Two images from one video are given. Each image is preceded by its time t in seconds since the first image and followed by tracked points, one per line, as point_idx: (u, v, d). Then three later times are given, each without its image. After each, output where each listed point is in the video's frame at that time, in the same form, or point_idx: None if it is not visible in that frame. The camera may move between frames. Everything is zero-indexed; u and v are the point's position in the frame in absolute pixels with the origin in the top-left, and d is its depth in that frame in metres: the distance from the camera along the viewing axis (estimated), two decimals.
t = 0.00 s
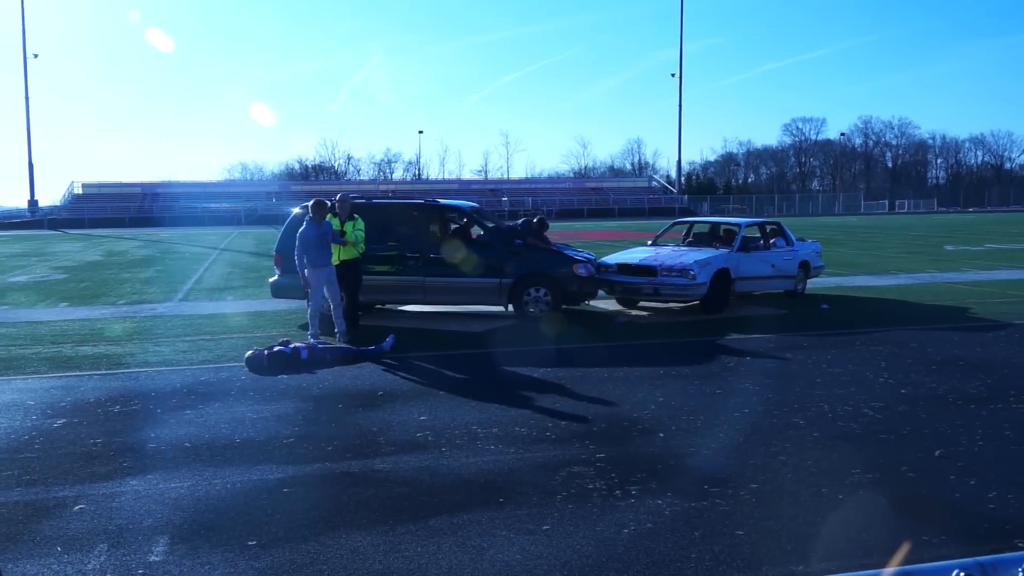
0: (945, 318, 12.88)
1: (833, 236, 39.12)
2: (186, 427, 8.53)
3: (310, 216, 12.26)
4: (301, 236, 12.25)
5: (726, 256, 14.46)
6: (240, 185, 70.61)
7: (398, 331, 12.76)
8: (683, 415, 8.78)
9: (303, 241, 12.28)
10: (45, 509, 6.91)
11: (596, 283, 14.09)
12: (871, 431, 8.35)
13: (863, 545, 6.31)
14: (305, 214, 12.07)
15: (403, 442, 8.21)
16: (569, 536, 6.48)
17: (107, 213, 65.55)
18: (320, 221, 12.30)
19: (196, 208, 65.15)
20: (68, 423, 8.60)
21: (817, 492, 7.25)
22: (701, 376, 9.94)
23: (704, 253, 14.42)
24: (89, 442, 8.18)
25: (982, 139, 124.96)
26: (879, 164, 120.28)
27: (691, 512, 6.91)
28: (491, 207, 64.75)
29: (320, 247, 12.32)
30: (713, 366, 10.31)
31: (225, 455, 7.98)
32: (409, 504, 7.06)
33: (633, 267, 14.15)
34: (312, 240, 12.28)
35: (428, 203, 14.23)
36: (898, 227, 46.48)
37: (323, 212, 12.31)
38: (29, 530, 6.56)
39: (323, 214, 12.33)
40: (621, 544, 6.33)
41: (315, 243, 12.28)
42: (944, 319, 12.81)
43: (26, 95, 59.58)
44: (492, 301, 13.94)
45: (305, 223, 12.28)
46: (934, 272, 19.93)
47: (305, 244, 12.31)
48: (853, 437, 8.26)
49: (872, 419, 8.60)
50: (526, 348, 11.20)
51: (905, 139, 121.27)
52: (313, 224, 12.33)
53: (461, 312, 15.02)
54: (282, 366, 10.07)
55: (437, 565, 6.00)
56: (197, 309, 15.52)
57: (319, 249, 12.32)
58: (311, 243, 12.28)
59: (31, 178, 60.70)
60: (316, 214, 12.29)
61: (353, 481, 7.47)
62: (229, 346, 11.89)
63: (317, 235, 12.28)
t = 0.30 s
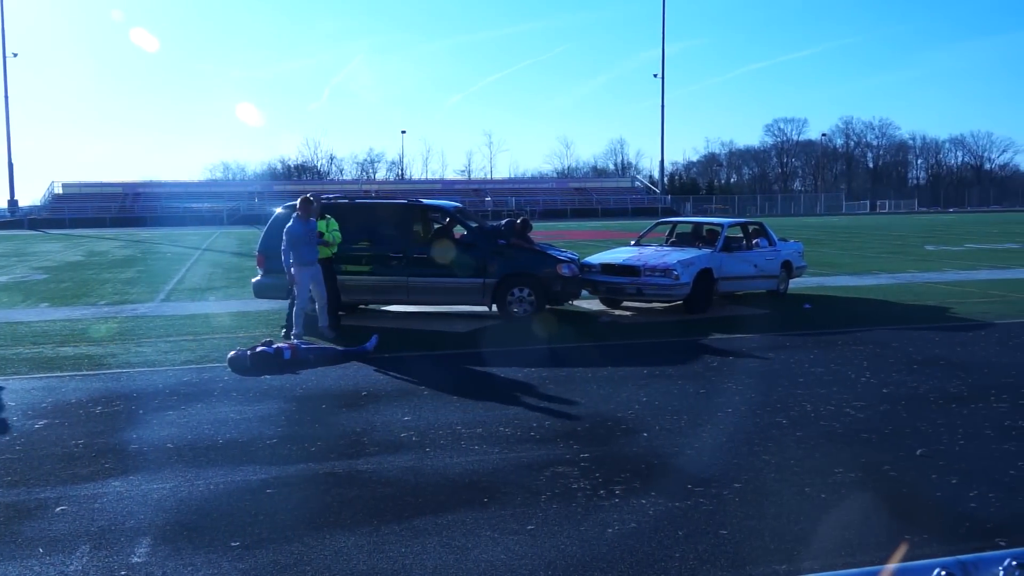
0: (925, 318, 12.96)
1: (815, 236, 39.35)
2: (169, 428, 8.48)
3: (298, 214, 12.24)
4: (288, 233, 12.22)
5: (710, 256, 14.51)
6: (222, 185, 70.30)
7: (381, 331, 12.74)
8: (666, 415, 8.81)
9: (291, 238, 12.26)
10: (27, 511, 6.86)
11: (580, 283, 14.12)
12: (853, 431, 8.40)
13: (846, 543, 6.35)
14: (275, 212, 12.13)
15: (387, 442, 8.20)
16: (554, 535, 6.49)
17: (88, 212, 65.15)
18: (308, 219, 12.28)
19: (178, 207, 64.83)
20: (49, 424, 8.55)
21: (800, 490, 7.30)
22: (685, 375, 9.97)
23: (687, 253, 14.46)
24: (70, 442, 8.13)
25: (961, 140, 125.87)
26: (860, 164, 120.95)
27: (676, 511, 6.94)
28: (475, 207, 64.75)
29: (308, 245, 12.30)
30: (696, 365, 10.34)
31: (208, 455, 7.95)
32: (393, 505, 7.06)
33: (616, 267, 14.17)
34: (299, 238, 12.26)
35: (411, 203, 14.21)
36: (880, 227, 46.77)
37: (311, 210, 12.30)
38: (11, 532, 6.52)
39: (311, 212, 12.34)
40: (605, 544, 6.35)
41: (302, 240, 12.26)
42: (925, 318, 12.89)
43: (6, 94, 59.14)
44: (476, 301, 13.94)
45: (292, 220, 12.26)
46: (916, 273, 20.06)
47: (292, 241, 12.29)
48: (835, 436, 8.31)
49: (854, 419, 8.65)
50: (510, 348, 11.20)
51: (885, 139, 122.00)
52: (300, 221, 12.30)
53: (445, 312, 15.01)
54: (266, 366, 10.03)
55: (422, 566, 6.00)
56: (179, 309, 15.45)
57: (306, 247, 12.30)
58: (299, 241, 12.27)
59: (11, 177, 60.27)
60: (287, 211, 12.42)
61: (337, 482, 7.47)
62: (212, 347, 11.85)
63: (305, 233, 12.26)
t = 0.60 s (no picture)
0: (926, 317, 12.95)
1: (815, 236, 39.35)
2: (169, 428, 8.48)
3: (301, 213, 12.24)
4: (291, 233, 12.22)
5: (710, 256, 14.50)
6: (222, 185, 70.25)
7: (381, 331, 12.74)
8: (666, 415, 8.80)
9: (293, 238, 12.26)
10: (27, 510, 6.86)
11: (581, 282, 14.12)
12: (854, 431, 8.40)
13: (847, 543, 6.35)
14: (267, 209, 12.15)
15: (387, 442, 8.20)
16: (554, 535, 6.49)
17: (88, 211, 65.14)
18: (311, 219, 12.28)
19: (178, 207, 64.83)
20: (50, 423, 8.54)
21: (800, 490, 7.30)
22: (685, 375, 9.96)
23: (688, 252, 14.45)
24: (71, 442, 8.13)
25: (962, 139, 125.79)
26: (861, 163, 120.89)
27: (676, 511, 6.94)
28: (476, 207, 64.73)
29: (311, 245, 12.31)
30: (697, 365, 10.33)
31: (208, 455, 7.94)
32: (394, 504, 7.06)
33: (617, 266, 14.16)
34: (302, 237, 12.26)
35: (411, 202, 14.20)
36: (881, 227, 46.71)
37: (314, 210, 12.30)
38: (11, 531, 6.52)
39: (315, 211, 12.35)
40: (605, 544, 6.34)
41: (305, 240, 12.27)
42: (925, 318, 12.89)
43: (6, 94, 59.06)
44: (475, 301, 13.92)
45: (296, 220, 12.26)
46: (917, 272, 20.05)
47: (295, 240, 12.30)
48: (836, 436, 8.31)
49: (854, 418, 8.64)
50: (510, 348, 11.19)
51: (886, 139, 121.94)
52: (303, 221, 12.31)
53: (445, 312, 15.00)
54: (266, 366, 10.02)
55: (422, 565, 6.00)
56: (180, 308, 15.44)
57: (309, 247, 12.31)
58: (302, 240, 12.26)
59: (11, 177, 60.23)
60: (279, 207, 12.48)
61: (338, 482, 7.47)
62: (212, 347, 11.84)
63: (308, 233, 12.26)
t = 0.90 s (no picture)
0: (926, 317, 12.95)
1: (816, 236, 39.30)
2: (169, 428, 8.46)
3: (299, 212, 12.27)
4: (289, 231, 12.24)
5: (710, 255, 14.49)
6: (222, 186, 70.23)
7: (381, 330, 12.73)
8: (666, 415, 8.79)
9: (291, 236, 12.28)
10: (27, 510, 6.86)
11: (581, 282, 14.11)
12: (854, 431, 8.40)
13: (846, 543, 6.36)
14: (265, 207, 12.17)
15: (387, 442, 8.20)
16: (554, 535, 6.49)
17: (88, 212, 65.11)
18: (310, 217, 12.31)
19: (178, 207, 64.80)
20: (50, 423, 8.53)
21: (800, 490, 7.31)
22: (685, 375, 9.96)
23: (688, 252, 14.45)
24: (70, 442, 8.12)
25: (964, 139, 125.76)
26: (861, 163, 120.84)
27: (675, 511, 6.95)
28: (476, 207, 64.70)
29: (309, 243, 12.33)
30: (697, 365, 10.32)
31: (208, 455, 7.94)
32: (394, 504, 7.07)
33: (617, 266, 14.16)
34: (300, 236, 12.28)
35: (411, 203, 14.19)
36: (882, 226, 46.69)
37: (312, 209, 12.33)
38: (12, 532, 6.52)
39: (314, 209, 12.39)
40: (605, 544, 6.34)
41: (303, 239, 12.28)
42: (925, 318, 12.88)
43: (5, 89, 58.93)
44: (475, 301, 13.92)
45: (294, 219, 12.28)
46: (917, 272, 20.05)
47: (293, 239, 12.31)
48: (835, 436, 8.30)
49: (854, 418, 8.64)
50: (510, 348, 11.18)
51: (886, 139, 121.89)
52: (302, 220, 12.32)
53: (445, 312, 15.00)
54: (266, 366, 10.00)
55: (422, 565, 6.01)
56: (180, 309, 15.43)
57: (307, 246, 12.32)
58: (300, 239, 12.28)
59: (11, 177, 60.19)
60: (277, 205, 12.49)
61: (338, 482, 7.48)
62: (212, 347, 11.84)
63: (307, 232, 12.28)
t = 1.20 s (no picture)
0: (926, 317, 12.95)
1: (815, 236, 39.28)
2: (169, 427, 8.44)
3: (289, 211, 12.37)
4: (279, 230, 12.34)
5: (711, 255, 14.49)
6: (222, 186, 70.19)
7: (380, 330, 12.74)
8: (666, 415, 8.78)
9: (281, 235, 12.37)
10: (27, 510, 6.86)
11: (581, 282, 14.11)
12: (855, 431, 8.39)
13: (847, 543, 6.36)
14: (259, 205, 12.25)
15: (387, 442, 8.19)
16: (555, 535, 6.49)
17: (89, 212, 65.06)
18: (300, 215, 12.40)
19: (178, 207, 64.75)
20: (50, 424, 8.53)
21: (800, 490, 7.31)
22: (685, 375, 9.95)
23: (689, 252, 14.44)
24: (70, 442, 8.12)
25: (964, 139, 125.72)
26: (861, 163, 120.78)
27: (675, 510, 6.95)
28: (476, 208, 64.64)
29: (299, 241, 12.41)
30: (698, 365, 10.29)
31: (209, 456, 7.94)
32: (394, 504, 7.07)
33: (617, 266, 14.15)
34: (290, 234, 12.38)
35: (411, 202, 14.19)
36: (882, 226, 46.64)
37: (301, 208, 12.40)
38: (11, 531, 6.52)
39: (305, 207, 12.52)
40: (605, 544, 6.34)
41: (293, 237, 12.37)
42: (926, 318, 12.88)
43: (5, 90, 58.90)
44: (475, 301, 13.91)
45: (283, 218, 12.39)
46: (918, 272, 20.06)
47: (283, 238, 12.38)
48: (836, 436, 8.30)
49: (855, 418, 8.63)
50: (510, 348, 11.17)
51: (886, 139, 121.83)
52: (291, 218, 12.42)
53: (446, 312, 15.00)
54: (266, 367, 9.99)
55: (421, 565, 6.00)
56: (180, 309, 15.42)
57: (298, 243, 12.40)
58: (290, 237, 12.38)
59: (11, 177, 60.14)
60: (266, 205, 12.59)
61: (338, 482, 7.48)
62: (212, 346, 11.83)
63: (296, 230, 12.37)
